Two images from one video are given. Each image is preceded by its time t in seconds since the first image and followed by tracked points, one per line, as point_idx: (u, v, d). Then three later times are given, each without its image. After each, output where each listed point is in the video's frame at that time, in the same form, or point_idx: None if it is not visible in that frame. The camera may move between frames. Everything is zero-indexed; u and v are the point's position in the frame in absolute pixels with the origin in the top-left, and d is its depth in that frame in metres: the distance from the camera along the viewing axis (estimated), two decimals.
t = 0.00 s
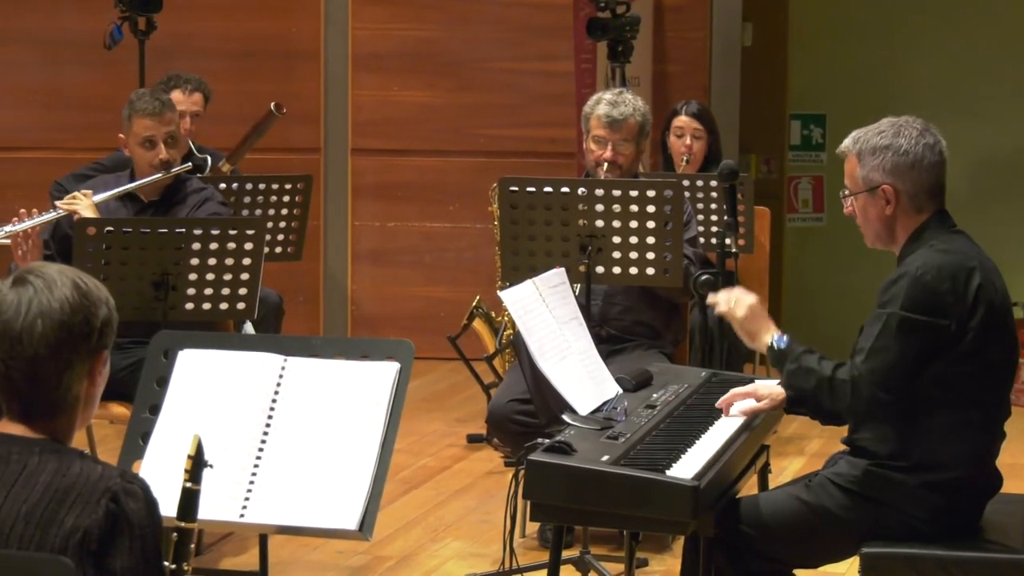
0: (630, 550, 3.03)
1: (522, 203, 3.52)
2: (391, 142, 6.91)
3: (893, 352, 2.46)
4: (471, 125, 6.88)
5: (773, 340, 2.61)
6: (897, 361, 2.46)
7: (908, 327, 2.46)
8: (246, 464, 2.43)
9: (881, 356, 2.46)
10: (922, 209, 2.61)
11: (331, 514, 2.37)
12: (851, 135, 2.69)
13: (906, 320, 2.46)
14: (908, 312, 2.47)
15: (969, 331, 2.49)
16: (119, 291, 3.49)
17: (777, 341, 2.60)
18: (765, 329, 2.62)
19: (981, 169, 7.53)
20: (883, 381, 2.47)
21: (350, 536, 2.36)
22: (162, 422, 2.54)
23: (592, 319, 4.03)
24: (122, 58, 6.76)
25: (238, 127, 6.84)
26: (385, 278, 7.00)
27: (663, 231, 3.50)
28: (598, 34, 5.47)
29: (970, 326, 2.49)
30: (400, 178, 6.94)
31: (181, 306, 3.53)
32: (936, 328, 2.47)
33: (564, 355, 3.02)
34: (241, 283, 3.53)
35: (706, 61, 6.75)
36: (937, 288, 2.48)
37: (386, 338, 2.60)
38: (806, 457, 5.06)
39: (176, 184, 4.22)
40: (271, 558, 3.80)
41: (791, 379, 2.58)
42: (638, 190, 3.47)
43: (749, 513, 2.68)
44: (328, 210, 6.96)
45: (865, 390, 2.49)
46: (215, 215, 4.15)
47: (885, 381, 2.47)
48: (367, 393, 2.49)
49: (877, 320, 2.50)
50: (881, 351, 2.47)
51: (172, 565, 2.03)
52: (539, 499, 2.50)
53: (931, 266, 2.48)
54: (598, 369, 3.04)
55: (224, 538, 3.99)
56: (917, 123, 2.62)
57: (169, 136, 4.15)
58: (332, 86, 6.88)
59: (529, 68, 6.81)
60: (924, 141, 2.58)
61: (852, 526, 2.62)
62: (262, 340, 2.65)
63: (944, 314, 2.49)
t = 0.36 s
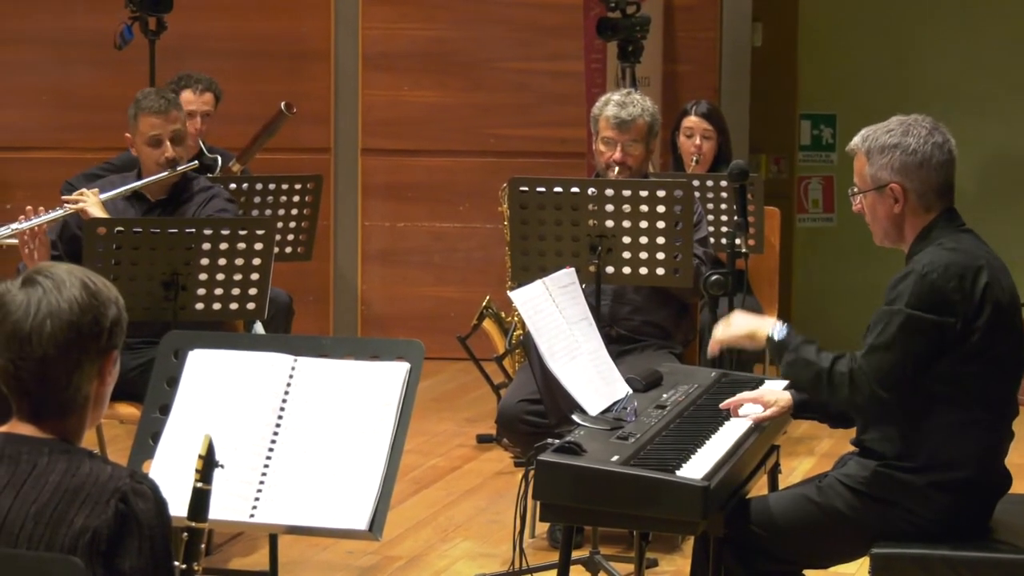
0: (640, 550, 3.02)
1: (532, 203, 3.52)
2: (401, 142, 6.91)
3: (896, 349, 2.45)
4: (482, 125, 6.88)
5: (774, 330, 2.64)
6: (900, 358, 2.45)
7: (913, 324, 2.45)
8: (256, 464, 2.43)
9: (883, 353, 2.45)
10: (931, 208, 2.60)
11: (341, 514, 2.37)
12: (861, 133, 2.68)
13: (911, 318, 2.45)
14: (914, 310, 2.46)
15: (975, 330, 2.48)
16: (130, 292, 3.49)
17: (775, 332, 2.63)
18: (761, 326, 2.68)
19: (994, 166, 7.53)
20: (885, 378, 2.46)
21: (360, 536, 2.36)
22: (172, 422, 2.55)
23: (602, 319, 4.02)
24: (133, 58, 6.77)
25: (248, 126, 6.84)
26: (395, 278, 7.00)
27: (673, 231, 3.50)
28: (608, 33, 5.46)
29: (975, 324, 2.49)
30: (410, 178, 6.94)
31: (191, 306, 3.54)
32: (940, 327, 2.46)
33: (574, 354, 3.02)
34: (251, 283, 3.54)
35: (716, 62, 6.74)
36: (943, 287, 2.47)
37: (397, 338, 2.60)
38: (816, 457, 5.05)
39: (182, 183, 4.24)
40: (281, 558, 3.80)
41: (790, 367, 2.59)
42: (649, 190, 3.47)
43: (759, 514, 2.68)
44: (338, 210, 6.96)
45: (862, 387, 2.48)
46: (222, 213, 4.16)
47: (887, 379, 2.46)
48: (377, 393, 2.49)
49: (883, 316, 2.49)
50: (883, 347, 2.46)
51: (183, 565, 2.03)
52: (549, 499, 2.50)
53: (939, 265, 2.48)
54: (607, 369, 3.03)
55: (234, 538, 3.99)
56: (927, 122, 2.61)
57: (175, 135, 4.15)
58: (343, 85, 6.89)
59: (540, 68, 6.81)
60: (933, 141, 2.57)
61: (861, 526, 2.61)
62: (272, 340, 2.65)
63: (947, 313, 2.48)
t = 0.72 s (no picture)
0: (644, 548, 3.03)
1: (536, 203, 3.52)
2: (406, 141, 6.92)
3: (877, 316, 2.51)
4: (486, 125, 6.89)
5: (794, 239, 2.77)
6: (879, 325, 2.51)
7: (900, 299, 2.50)
8: (261, 463, 2.44)
9: (861, 313, 2.52)
10: (935, 206, 2.61)
11: (346, 513, 2.38)
12: (871, 128, 2.70)
13: (897, 293, 2.50)
14: (902, 286, 2.51)
15: (969, 323, 2.52)
16: (136, 291, 3.51)
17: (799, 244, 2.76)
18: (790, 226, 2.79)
19: (997, 168, 7.49)
20: (861, 340, 2.54)
21: (365, 534, 2.37)
22: (177, 421, 2.56)
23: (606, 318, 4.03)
24: (139, 57, 6.79)
25: (254, 126, 6.86)
26: (399, 278, 7.02)
27: (677, 230, 3.51)
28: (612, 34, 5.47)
29: (970, 318, 2.52)
30: (415, 177, 6.95)
31: (196, 305, 3.55)
32: (928, 311, 2.50)
33: (579, 353, 3.03)
34: (256, 283, 3.56)
35: (720, 62, 6.75)
36: (938, 275, 2.51)
37: (403, 337, 2.62)
38: (820, 456, 5.06)
39: (185, 182, 4.25)
40: (286, 556, 3.81)
41: (783, 283, 2.73)
42: (653, 190, 3.47)
43: (762, 513, 2.69)
44: (343, 210, 6.97)
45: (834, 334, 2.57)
46: (225, 211, 4.18)
47: (861, 337, 2.53)
48: (382, 392, 2.50)
49: (876, 282, 2.55)
50: (864, 308, 2.52)
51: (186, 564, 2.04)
52: (554, 498, 2.51)
53: (939, 253, 2.51)
54: (612, 368, 3.04)
55: (239, 536, 4.00)
56: (937, 120, 2.62)
57: (178, 134, 4.17)
58: (349, 85, 6.90)
59: (545, 68, 6.82)
60: (941, 139, 2.58)
61: (864, 524, 2.62)
62: (278, 340, 2.66)
63: (939, 300, 2.52)
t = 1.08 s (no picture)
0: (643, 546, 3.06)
1: (537, 204, 3.55)
2: (407, 142, 6.94)
3: (882, 331, 2.53)
4: (487, 126, 6.91)
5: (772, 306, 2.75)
6: (885, 340, 2.53)
7: (902, 308, 2.52)
8: (263, 461, 2.46)
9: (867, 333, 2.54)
10: (933, 205, 2.63)
11: (347, 510, 2.41)
12: (873, 129, 2.73)
13: (899, 304, 2.52)
14: (903, 296, 2.53)
15: (967, 321, 2.54)
16: (139, 291, 3.53)
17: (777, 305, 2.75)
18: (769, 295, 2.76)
19: (995, 168, 7.53)
20: (869, 358, 2.54)
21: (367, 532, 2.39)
22: (180, 420, 2.58)
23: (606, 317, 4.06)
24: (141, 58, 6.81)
25: (255, 126, 6.88)
26: (399, 277, 7.04)
27: (676, 230, 3.53)
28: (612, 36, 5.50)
29: (968, 316, 2.54)
30: (416, 177, 6.97)
31: (199, 305, 3.58)
32: (929, 313, 2.53)
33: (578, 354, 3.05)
34: (259, 283, 3.58)
35: (719, 63, 6.78)
36: (936, 276, 2.53)
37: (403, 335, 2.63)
38: (818, 455, 5.08)
39: (185, 181, 4.27)
40: (288, 554, 3.84)
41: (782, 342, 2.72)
42: (652, 190, 3.49)
43: (761, 511, 2.71)
44: (344, 209, 7.00)
45: (843, 364, 2.58)
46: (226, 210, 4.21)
47: (869, 358, 2.54)
48: (384, 392, 2.53)
49: (876, 297, 2.57)
50: (869, 327, 2.54)
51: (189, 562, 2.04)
52: (554, 496, 2.53)
53: (935, 253, 2.54)
54: (612, 369, 3.06)
55: (241, 534, 4.02)
56: (938, 121, 2.65)
57: (178, 134, 4.19)
58: (350, 86, 6.92)
59: (546, 69, 6.84)
60: (942, 138, 2.61)
61: (863, 523, 2.64)
62: (280, 339, 2.68)
63: (938, 301, 2.54)
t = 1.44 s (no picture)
0: (645, 544, 3.08)
1: (538, 204, 3.57)
2: (410, 143, 6.97)
3: (864, 322, 2.59)
4: (489, 126, 6.93)
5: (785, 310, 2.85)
6: (867, 332, 2.58)
7: (885, 302, 2.57)
8: (268, 459, 2.49)
9: (849, 324, 2.60)
10: (929, 204, 2.66)
11: (351, 508, 2.43)
12: (866, 133, 2.76)
13: (882, 298, 2.57)
14: (887, 289, 2.58)
15: (957, 317, 2.57)
16: (144, 290, 3.55)
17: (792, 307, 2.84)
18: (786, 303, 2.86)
19: (994, 168, 7.59)
20: (851, 348, 2.59)
21: (370, 530, 2.42)
22: (185, 418, 2.60)
23: (608, 317, 4.09)
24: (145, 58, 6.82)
25: (258, 126, 6.90)
26: (401, 276, 7.06)
27: (677, 230, 3.55)
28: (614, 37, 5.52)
29: (958, 312, 2.57)
30: (418, 178, 7.00)
31: (203, 304, 3.60)
32: (914, 308, 2.56)
33: (580, 353, 3.08)
34: (262, 283, 3.61)
35: (720, 64, 6.80)
36: (922, 272, 2.57)
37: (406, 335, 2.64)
38: (818, 454, 5.10)
39: (187, 182, 4.29)
40: (291, 552, 3.86)
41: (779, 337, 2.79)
42: (654, 190, 3.52)
43: (761, 508, 2.72)
44: (347, 209, 7.02)
45: (825, 353, 2.64)
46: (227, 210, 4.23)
47: (851, 348, 2.60)
48: (386, 390, 2.55)
49: (864, 290, 2.62)
50: (852, 318, 2.60)
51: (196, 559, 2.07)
52: (557, 493, 2.55)
53: (923, 249, 2.57)
54: (613, 368, 3.08)
55: (245, 532, 4.05)
56: (928, 122, 2.68)
57: (178, 133, 4.21)
58: (353, 86, 6.94)
59: (548, 70, 6.86)
60: (933, 137, 2.64)
61: (861, 519, 2.66)
62: (284, 338, 2.71)
63: (924, 296, 2.57)
